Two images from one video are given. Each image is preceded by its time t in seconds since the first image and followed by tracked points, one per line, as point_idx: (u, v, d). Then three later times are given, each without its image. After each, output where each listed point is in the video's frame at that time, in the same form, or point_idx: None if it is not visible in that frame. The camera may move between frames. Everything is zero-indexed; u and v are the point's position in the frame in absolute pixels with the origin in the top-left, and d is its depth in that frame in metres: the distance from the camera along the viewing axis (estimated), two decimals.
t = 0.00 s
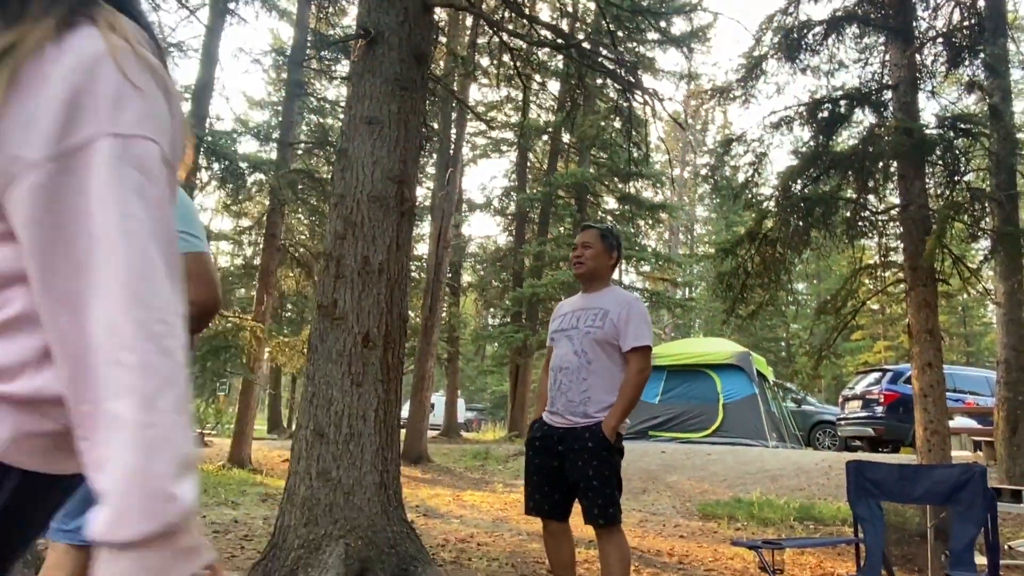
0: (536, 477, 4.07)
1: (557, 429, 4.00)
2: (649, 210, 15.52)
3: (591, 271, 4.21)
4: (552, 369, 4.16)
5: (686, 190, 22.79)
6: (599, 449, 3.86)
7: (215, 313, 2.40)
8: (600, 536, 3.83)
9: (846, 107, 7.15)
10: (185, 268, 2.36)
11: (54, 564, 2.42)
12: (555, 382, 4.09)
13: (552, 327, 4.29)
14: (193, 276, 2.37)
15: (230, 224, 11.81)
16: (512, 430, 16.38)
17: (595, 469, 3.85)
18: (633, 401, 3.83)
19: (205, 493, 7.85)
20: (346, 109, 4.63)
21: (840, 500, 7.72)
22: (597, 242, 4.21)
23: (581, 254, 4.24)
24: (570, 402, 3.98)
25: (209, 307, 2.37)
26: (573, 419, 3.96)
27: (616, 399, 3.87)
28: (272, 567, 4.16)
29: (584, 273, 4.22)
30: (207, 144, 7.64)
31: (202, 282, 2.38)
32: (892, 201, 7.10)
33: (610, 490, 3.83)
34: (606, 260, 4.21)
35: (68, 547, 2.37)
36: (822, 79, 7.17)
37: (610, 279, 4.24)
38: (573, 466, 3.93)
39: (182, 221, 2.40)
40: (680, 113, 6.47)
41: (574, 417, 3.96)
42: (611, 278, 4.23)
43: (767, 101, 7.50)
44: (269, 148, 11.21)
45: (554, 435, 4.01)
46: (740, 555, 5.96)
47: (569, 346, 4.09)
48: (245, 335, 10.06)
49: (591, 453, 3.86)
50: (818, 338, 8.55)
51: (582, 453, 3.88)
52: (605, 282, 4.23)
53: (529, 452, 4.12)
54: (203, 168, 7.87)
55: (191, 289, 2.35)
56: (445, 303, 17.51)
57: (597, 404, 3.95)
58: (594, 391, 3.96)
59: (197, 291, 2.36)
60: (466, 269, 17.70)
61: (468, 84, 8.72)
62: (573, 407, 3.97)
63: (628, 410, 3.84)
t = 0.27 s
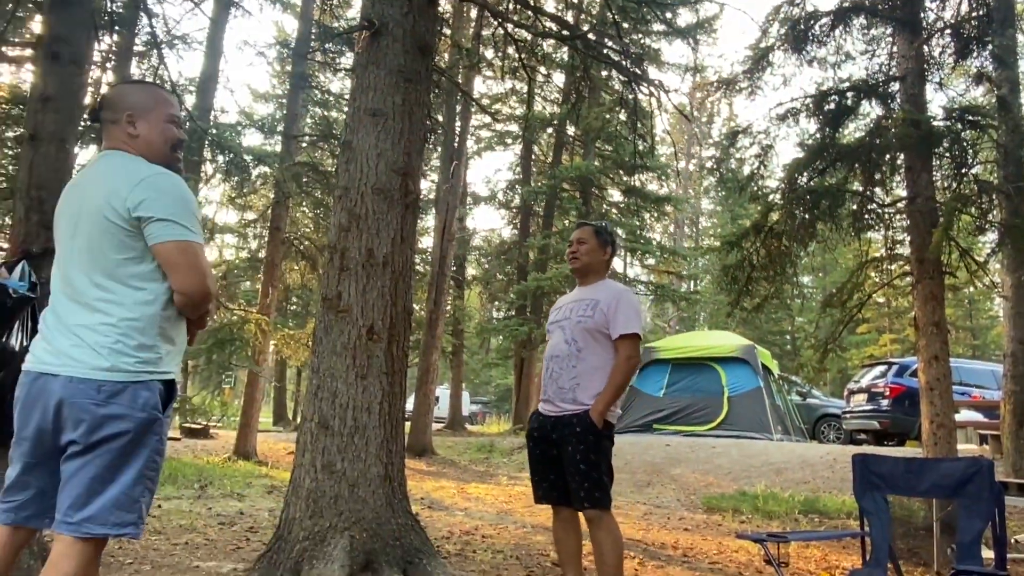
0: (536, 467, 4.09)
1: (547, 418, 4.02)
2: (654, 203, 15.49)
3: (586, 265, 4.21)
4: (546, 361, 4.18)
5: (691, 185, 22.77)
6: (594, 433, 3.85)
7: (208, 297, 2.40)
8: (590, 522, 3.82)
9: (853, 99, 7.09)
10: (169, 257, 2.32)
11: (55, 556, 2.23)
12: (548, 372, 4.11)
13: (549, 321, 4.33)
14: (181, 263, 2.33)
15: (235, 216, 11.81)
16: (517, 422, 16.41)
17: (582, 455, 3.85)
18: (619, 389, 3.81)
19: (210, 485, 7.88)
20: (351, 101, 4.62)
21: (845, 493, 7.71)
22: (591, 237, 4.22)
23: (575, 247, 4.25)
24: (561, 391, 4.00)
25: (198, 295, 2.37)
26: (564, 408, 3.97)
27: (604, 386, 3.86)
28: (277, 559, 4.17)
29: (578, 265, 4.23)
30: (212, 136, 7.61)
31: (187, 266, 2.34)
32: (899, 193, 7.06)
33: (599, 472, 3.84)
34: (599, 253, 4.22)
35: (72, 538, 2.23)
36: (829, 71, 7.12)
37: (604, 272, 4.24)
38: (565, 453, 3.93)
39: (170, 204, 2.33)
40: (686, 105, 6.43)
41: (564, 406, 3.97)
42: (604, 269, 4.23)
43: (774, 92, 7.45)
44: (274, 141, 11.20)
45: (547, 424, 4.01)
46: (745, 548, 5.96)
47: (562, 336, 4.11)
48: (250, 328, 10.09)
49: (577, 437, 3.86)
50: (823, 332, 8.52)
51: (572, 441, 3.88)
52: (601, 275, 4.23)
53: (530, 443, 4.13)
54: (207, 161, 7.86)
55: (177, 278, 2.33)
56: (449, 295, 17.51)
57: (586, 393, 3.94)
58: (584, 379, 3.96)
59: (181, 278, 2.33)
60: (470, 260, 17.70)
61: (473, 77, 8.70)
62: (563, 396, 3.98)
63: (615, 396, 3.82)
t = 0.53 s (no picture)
0: (541, 460, 4.09)
1: (548, 411, 4.03)
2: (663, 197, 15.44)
3: (590, 260, 4.23)
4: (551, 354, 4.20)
5: (700, 178, 22.70)
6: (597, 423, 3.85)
7: (228, 287, 2.42)
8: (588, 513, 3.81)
9: (864, 91, 7.04)
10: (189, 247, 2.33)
11: (64, 548, 2.23)
12: (551, 365, 4.13)
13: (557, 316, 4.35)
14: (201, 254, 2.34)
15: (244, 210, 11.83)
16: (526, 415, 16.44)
17: (579, 445, 3.84)
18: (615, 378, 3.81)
19: (220, 478, 7.92)
20: (359, 95, 4.61)
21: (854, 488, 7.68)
22: (596, 232, 4.23)
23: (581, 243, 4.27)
24: (561, 382, 4.01)
25: (219, 285, 2.39)
26: (562, 399, 3.98)
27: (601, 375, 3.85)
28: (287, 551, 4.19)
29: (583, 260, 4.25)
30: (220, 130, 7.62)
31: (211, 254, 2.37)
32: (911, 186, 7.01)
33: (596, 461, 3.82)
34: (604, 248, 4.22)
35: (82, 529, 2.23)
36: (840, 63, 7.07)
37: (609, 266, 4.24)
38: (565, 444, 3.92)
39: (184, 197, 2.34)
40: (695, 98, 6.39)
41: (563, 397, 3.98)
42: (608, 264, 4.22)
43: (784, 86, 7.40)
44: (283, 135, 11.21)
45: (548, 417, 4.02)
46: (754, 541, 5.95)
47: (564, 329, 4.13)
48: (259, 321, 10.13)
49: (574, 427, 3.86)
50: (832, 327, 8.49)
51: (569, 432, 3.87)
52: (605, 271, 4.23)
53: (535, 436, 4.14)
54: (216, 155, 7.87)
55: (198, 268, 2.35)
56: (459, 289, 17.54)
57: (584, 383, 3.94)
58: (583, 370, 3.96)
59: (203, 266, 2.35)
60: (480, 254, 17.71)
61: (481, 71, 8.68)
62: (562, 387, 4.00)
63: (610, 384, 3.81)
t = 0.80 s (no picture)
0: (552, 453, 4.11)
1: (557, 407, 4.03)
2: (674, 191, 15.42)
3: (598, 255, 4.23)
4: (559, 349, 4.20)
5: (711, 172, 22.63)
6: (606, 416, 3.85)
7: (260, 273, 2.37)
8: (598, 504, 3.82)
9: (877, 83, 7.00)
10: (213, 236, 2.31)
11: (76, 539, 2.24)
12: (559, 360, 4.14)
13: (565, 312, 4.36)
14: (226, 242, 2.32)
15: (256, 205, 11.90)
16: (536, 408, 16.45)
17: (585, 438, 3.84)
18: (620, 371, 3.81)
19: (232, 471, 7.96)
20: (368, 89, 4.62)
21: (866, 483, 7.65)
22: (603, 226, 4.23)
23: (588, 239, 4.28)
24: (569, 376, 4.01)
25: (253, 269, 2.35)
26: (571, 392, 3.98)
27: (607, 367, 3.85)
28: (297, 544, 4.21)
29: (590, 256, 4.25)
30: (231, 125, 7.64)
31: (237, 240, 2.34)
32: (923, 180, 6.99)
33: (603, 454, 3.81)
34: (611, 242, 4.23)
35: (95, 522, 2.24)
36: (852, 55, 7.03)
37: (615, 261, 4.24)
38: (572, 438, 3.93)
39: (201, 191, 2.35)
40: (707, 91, 6.35)
41: (571, 390, 3.98)
42: (612, 258, 4.23)
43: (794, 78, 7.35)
44: (293, 130, 11.24)
45: (558, 411, 4.03)
46: (764, 536, 5.93)
47: (572, 324, 4.13)
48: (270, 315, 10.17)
49: (580, 420, 3.86)
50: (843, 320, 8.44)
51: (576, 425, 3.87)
52: (613, 265, 4.23)
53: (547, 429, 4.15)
54: (227, 149, 7.90)
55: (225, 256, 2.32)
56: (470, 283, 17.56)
57: (591, 375, 3.94)
58: (591, 363, 3.96)
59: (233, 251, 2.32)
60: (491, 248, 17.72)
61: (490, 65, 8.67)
62: (570, 380, 4.00)
63: (617, 374, 3.80)
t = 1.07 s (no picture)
0: (563, 451, 4.08)
1: (570, 407, 4.02)
2: (682, 191, 15.40)
3: (607, 256, 4.24)
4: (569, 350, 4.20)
5: (719, 173, 22.59)
6: (615, 413, 3.84)
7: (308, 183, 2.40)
8: (616, 503, 3.81)
9: (887, 83, 6.97)
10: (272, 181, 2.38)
11: (85, 536, 2.25)
12: (570, 360, 4.13)
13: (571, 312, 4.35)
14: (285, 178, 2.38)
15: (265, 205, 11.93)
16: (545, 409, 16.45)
17: (604, 437, 3.83)
18: (635, 369, 3.82)
19: (241, 469, 7.99)
20: (377, 89, 4.62)
21: (875, 483, 7.62)
22: (610, 226, 4.24)
23: (595, 240, 4.28)
24: (583, 376, 4.01)
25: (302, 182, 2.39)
26: (585, 392, 3.97)
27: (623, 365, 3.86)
28: (306, 541, 4.22)
29: (597, 256, 4.26)
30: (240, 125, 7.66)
31: (312, 166, 2.42)
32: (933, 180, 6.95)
33: (620, 454, 3.81)
34: (618, 243, 4.24)
35: (102, 518, 2.25)
36: (862, 55, 7.00)
37: (622, 261, 4.26)
38: (588, 437, 3.92)
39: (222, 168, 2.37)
40: (715, 91, 6.34)
41: (585, 390, 3.97)
42: (619, 258, 4.24)
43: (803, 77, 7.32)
44: (301, 130, 11.28)
45: (571, 411, 4.01)
46: (773, 537, 5.91)
47: (582, 324, 4.14)
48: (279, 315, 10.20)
49: (597, 420, 3.85)
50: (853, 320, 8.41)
51: (594, 425, 3.86)
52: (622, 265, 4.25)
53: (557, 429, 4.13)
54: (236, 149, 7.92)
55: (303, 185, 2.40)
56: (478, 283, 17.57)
57: (606, 374, 3.95)
58: (605, 362, 3.97)
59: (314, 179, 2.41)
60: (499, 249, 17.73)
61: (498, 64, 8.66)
62: (584, 380, 3.99)
63: (633, 372, 3.82)
